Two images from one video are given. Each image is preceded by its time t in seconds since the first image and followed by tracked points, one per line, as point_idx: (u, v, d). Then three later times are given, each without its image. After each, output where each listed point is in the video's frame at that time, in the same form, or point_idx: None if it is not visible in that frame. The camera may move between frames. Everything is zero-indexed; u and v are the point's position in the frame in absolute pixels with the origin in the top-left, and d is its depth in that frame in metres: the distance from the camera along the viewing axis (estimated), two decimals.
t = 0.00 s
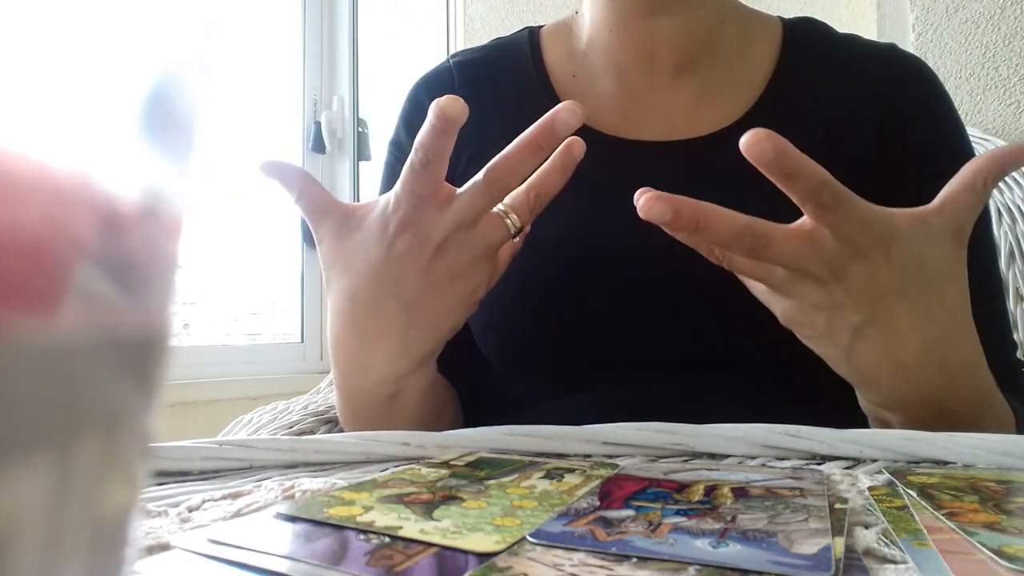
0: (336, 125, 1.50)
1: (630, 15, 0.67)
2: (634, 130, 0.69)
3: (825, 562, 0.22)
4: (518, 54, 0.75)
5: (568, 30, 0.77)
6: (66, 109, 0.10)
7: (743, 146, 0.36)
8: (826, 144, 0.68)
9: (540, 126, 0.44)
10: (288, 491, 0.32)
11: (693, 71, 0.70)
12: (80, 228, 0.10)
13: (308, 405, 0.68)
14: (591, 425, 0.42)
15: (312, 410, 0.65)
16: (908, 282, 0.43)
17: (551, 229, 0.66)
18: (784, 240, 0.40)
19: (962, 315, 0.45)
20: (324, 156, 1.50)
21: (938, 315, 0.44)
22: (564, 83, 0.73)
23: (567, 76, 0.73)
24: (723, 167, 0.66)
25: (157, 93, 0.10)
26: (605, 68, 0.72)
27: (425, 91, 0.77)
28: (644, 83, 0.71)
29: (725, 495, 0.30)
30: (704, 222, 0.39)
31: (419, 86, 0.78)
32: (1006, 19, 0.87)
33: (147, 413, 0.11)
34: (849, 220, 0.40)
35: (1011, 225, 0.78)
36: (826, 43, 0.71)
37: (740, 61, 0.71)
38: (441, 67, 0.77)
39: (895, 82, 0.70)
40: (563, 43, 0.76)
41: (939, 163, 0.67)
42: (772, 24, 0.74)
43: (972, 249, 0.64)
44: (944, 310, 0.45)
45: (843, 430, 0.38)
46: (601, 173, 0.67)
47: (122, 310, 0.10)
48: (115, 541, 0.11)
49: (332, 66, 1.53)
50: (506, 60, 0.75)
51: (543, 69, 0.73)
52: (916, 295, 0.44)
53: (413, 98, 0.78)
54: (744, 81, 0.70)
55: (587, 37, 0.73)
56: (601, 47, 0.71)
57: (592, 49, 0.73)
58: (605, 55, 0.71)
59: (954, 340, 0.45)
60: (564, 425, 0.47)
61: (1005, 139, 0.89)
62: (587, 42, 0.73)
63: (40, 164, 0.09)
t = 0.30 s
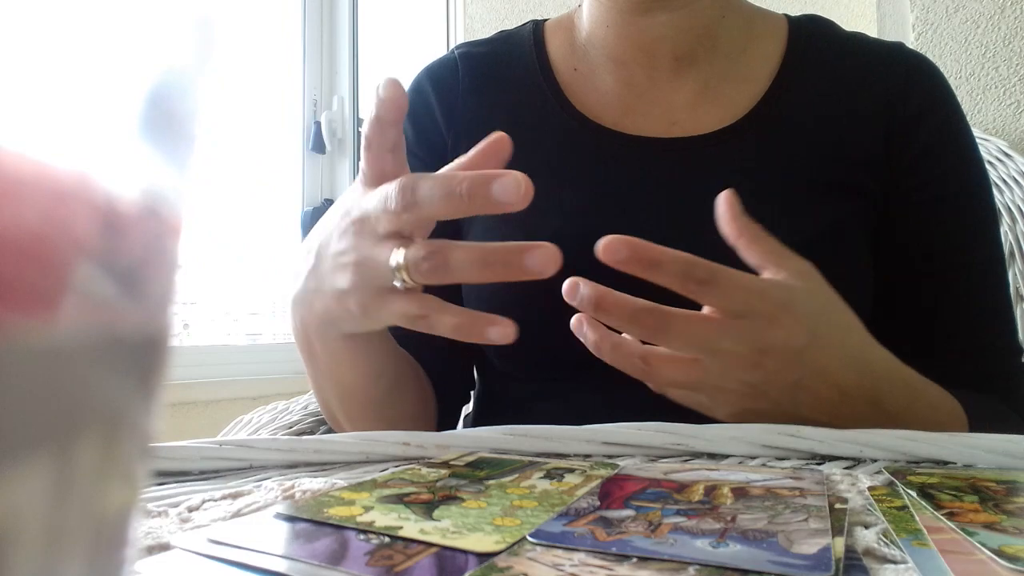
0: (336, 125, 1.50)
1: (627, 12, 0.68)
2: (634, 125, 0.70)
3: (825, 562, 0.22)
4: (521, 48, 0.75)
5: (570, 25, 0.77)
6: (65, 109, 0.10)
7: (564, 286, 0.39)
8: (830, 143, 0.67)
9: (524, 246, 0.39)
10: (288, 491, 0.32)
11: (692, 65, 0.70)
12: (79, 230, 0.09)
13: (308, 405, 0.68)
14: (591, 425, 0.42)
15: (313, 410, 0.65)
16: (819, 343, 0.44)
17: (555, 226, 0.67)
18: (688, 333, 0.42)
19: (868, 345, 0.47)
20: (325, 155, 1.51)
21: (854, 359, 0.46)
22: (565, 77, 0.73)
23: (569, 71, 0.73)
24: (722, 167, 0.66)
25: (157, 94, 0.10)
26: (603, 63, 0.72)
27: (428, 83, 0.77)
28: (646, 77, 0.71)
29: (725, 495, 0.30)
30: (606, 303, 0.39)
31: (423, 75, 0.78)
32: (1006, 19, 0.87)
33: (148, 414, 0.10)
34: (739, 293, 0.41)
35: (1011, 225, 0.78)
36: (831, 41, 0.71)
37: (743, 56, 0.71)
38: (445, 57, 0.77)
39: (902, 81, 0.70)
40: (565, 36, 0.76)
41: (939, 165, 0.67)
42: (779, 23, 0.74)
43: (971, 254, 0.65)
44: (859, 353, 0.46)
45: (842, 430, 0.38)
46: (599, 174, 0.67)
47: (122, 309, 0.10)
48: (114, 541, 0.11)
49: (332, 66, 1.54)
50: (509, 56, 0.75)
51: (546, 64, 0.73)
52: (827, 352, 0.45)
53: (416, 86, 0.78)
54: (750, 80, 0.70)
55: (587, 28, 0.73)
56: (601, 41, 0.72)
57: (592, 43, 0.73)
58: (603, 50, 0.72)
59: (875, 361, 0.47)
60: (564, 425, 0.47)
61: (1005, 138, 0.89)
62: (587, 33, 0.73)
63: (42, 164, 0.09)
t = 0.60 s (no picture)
0: (336, 125, 1.51)
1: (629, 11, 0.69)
2: (636, 121, 0.70)
3: (826, 562, 0.22)
4: (532, 45, 0.76)
5: (577, 22, 0.79)
6: (65, 103, 0.09)
7: (535, 342, 0.50)
8: (831, 142, 0.67)
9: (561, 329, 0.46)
10: (288, 491, 0.32)
11: (695, 64, 0.72)
12: (83, 228, 0.09)
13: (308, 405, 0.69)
14: (591, 425, 0.42)
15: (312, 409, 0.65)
16: (739, 334, 0.51)
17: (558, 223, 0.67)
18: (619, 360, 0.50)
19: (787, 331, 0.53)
20: (324, 156, 1.51)
21: (775, 344, 0.52)
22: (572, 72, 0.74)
23: (575, 66, 0.74)
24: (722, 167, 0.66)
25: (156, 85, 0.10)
26: (607, 61, 0.73)
27: (441, 68, 0.76)
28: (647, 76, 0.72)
29: (725, 495, 0.30)
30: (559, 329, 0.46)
31: (437, 60, 0.77)
32: (1006, 19, 0.87)
33: (143, 410, 0.10)
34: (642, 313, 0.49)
35: (1012, 225, 0.78)
36: (836, 40, 0.72)
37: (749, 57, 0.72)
38: (462, 46, 0.77)
39: (906, 78, 0.70)
40: (572, 33, 0.77)
41: (939, 166, 0.68)
42: (782, 23, 0.75)
43: (971, 254, 0.65)
44: (782, 339, 0.52)
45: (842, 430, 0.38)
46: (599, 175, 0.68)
47: (122, 311, 0.10)
48: (112, 544, 0.11)
49: (332, 67, 1.54)
50: (518, 55, 0.75)
51: (553, 61, 0.74)
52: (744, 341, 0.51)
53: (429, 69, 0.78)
54: (756, 80, 0.71)
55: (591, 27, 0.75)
56: (605, 40, 0.73)
57: (595, 41, 0.74)
58: (607, 48, 0.73)
59: (797, 342, 0.53)
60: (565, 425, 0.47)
61: (1005, 138, 0.89)
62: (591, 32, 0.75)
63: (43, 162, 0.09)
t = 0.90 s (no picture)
0: (336, 125, 1.51)
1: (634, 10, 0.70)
2: (640, 117, 0.70)
3: (826, 563, 0.22)
4: (535, 43, 0.76)
5: (582, 21, 0.79)
6: (65, 106, 0.09)
7: (559, 323, 0.50)
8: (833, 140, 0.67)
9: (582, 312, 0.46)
10: (288, 491, 0.32)
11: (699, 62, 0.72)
12: (84, 225, 0.09)
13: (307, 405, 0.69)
14: (591, 425, 0.42)
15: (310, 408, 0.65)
16: (761, 327, 0.51)
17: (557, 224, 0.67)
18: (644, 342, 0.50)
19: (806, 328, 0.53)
20: (324, 155, 1.51)
21: (798, 340, 0.52)
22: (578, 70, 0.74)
23: (579, 64, 0.74)
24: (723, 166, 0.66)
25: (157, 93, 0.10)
26: (611, 60, 0.73)
27: (447, 59, 0.76)
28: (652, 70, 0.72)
29: (725, 495, 0.30)
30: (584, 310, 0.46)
31: (443, 52, 0.77)
32: (1006, 19, 0.87)
33: (144, 410, 0.10)
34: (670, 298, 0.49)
35: (1012, 225, 0.78)
36: (838, 42, 0.72)
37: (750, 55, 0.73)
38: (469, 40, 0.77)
39: (909, 79, 0.70)
40: (576, 31, 0.78)
41: (944, 164, 0.68)
42: (785, 24, 0.76)
43: (974, 253, 0.65)
44: (800, 334, 0.52)
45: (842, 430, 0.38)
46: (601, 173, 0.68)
47: (124, 310, 0.10)
48: (112, 549, 0.10)
49: (332, 67, 1.54)
50: (524, 52, 0.75)
51: (558, 55, 0.74)
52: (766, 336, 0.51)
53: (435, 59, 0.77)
54: (763, 76, 0.71)
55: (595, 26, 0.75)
56: (609, 38, 0.73)
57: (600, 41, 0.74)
58: (611, 46, 0.73)
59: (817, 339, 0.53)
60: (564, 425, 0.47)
61: (1005, 138, 0.89)
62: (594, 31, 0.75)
63: (44, 165, 0.09)
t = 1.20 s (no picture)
0: (336, 125, 1.51)
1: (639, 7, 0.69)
2: (643, 119, 0.70)
3: (826, 562, 0.22)
4: (539, 46, 0.76)
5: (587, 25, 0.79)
6: (64, 106, 0.09)
7: (581, 305, 0.49)
8: (834, 141, 0.67)
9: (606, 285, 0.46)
10: (288, 491, 0.32)
11: (702, 65, 0.72)
12: (84, 226, 0.09)
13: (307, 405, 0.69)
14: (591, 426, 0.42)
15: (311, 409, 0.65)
16: (789, 305, 0.51)
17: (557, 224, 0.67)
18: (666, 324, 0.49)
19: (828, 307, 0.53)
20: (324, 155, 1.51)
21: (824, 322, 0.52)
22: (582, 73, 0.74)
23: (583, 66, 0.74)
24: (724, 168, 0.66)
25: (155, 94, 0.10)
26: (617, 62, 0.73)
27: (451, 63, 0.76)
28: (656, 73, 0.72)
29: (725, 495, 0.30)
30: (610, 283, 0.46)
31: (447, 55, 0.77)
32: (1006, 19, 0.87)
33: (144, 411, 0.10)
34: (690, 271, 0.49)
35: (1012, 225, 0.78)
36: (840, 45, 0.72)
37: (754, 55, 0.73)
38: (473, 43, 0.77)
39: (912, 82, 0.70)
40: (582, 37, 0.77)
41: (945, 165, 0.67)
42: (788, 26, 0.76)
43: (977, 255, 0.65)
44: (825, 318, 0.52)
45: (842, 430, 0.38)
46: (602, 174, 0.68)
47: (123, 310, 0.10)
48: (113, 548, 0.10)
49: (332, 67, 1.54)
50: (528, 55, 0.75)
51: (562, 57, 0.74)
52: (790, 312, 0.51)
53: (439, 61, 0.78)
54: (767, 77, 0.71)
55: (604, 28, 0.75)
56: (618, 39, 0.73)
57: (607, 44, 0.74)
58: (617, 48, 0.73)
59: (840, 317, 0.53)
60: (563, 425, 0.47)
61: (1005, 138, 0.89)
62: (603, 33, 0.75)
63: (43, 165, 0.09)
